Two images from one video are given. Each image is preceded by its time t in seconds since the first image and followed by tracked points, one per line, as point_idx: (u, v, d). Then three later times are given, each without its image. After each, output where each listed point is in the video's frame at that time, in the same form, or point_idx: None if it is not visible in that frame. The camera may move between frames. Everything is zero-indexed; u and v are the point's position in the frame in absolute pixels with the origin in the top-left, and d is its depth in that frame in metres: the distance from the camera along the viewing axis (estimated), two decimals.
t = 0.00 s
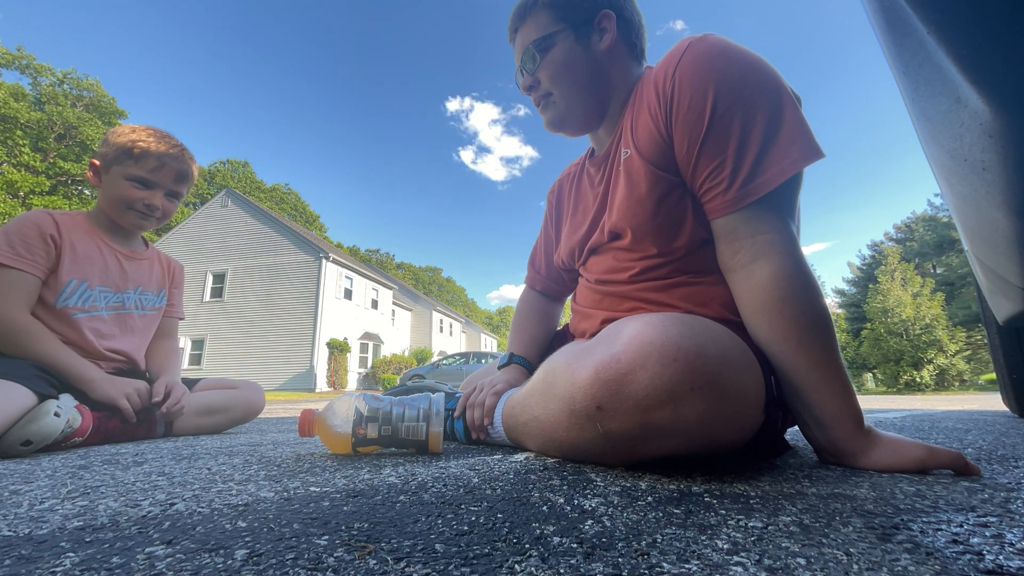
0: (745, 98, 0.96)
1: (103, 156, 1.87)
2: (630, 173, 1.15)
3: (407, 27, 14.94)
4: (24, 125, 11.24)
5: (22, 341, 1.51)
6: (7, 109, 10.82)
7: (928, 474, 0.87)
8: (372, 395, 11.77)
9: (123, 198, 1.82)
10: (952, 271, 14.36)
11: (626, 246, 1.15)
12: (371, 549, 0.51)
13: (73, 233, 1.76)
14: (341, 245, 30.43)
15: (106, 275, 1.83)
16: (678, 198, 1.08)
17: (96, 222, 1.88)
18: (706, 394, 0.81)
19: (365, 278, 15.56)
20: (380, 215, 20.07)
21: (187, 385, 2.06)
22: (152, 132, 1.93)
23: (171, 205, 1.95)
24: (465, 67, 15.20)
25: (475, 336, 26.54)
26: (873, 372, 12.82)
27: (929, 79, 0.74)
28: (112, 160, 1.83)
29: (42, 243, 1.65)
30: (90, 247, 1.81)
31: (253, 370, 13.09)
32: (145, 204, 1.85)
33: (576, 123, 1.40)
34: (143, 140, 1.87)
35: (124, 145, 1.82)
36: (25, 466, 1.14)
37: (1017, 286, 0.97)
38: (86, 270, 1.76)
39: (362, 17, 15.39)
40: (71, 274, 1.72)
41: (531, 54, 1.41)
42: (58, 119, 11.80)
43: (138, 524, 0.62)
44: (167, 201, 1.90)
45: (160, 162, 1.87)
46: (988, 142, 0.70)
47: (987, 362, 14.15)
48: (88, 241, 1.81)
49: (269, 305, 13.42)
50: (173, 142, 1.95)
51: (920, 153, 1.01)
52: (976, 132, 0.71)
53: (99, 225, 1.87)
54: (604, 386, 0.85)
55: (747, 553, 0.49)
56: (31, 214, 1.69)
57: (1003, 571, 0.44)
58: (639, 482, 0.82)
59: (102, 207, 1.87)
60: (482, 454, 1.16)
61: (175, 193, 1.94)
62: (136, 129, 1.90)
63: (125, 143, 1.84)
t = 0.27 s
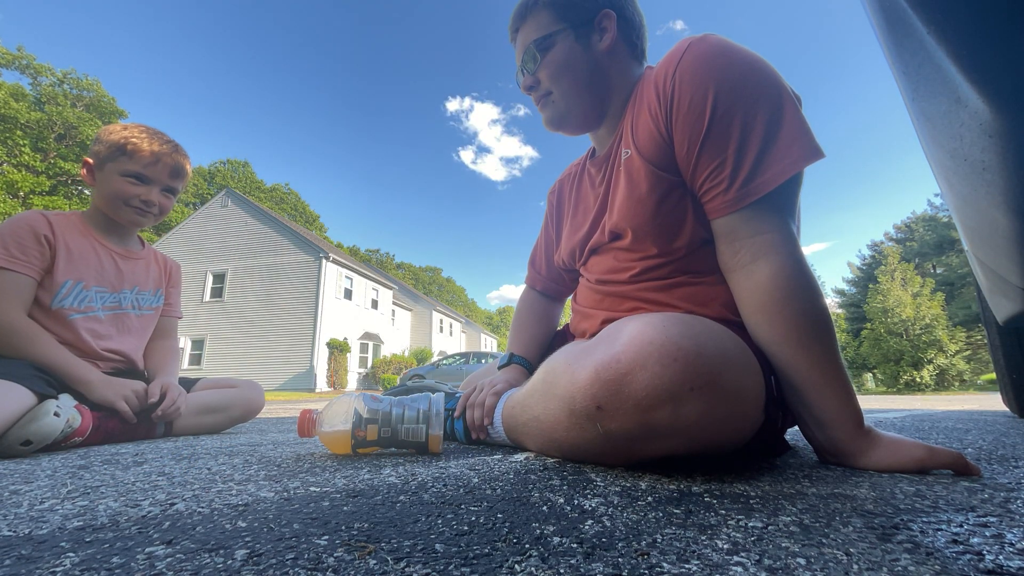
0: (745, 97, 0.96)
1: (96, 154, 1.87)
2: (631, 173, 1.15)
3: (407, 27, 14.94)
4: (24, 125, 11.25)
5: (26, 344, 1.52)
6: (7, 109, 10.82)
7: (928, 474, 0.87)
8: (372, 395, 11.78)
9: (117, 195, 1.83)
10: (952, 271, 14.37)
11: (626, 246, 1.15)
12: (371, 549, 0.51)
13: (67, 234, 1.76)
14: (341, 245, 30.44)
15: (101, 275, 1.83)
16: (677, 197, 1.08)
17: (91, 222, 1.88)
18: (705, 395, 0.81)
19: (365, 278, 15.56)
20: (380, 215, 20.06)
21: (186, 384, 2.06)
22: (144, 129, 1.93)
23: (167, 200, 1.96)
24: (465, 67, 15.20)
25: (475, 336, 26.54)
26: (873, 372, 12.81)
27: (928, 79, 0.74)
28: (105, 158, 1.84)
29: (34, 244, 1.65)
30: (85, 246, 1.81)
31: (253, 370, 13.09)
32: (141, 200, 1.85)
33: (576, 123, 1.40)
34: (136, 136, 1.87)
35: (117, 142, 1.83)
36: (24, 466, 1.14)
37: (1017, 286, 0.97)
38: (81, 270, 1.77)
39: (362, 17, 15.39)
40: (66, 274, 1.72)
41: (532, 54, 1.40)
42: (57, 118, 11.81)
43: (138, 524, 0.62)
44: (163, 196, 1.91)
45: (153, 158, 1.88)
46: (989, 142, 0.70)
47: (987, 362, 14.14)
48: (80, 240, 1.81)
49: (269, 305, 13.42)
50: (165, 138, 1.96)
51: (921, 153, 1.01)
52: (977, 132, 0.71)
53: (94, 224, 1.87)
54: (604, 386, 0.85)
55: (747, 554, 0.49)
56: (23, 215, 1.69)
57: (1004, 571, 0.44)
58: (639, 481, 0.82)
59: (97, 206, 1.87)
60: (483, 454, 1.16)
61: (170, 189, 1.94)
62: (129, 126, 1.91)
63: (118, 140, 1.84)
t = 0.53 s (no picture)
0: (748, 96, 0.96)
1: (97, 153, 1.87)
2: (633, 171, 1.15)
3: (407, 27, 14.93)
4: (24, 125, 11.24)
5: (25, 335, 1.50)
6: (7, 109, 10.82)
7: (928, 474, 0.87)
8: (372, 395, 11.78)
9: (120, 194, 1.83)
10: (952, 271, 14.39)
11: (627, 245, 1.16)
12: (371, 549, 0.51)
13: (68, 233, 1.76)
14: (341, 245, 30.45)
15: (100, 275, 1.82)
16: (678, 196, 1.08)
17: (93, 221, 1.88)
18: (704, 396, 0.81)
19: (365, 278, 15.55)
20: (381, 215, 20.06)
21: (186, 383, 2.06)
22: (144, 127, 1.94)
23: (169, 198, 1.96)
24: (466, 67, 15.20)
25: (475, 336, 26.55)
26: (873, 372, 12.80)
27: (928, 79, 0.74)
28: (108, 157, 1.84)
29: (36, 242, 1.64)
30: (86, 245, 1.81)
31: (253, 370, 13.09)
32: (144, 198, 1.86)
33: (579, 123, 1.40)
34: (136, 134, 1.88)
35: (118, 140, 1.84)
36: (25, 466, 1.14)
37: (1017, 286, 0.97)
38: (81, 271, 1.76)
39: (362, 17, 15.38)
40: (65, 276, 1.72)
41: (535, 53, 1.40)
42: (57, 118, 11.82)
43: (138, 524, 0.62)
44: (166, 193, 1.92)
45: (155, 155, 1.89)
46: (988, 142, 0.70)
47: (987, 362, 14.14)
48: (81, 239, 1.80)
49: (270, 305, 13.42)
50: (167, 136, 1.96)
51: (921, 154, 1.01)
52: (976, 132, 0.71)
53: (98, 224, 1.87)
54: (603, 387, 0.85)
55: (747, 554, 0.49)
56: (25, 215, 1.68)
57: (1005, 571, 0.44)
58: (639, 482, 0.82)
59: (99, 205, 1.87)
60: (483, 454, 1.16)
61: (173, 186, 1.95)
62: (130, 124, 1.91)
63: (118, 139, 1.85)
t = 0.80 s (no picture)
0: (770, 92, 0.97)
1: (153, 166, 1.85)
2: (647, 166, 1.14)
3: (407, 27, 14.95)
4: (24, 125, 11.24)
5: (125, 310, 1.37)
6: (7, 109, 10.81)
7: (928, 474, 0.87)
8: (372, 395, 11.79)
9: (178, 204, 1.81)
10: (952, 271, 14.41)
11: (637, 238, 1.15)
12: (371, 549, 0.51)
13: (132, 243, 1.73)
14: (341, 245, 30.45)
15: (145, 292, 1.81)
16: (694, 190, 1.08)
17: (150, 232, 1.85)
18: (704, 395, 0.81)
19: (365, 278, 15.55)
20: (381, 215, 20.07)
21: (187, 385, 2.06)
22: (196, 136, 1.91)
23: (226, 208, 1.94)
24: (466, 67, 15.19)
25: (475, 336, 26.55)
26: (873, 372, 12.80)
27: (930, 79, 0.74)
28: (164, 167, 1.82)
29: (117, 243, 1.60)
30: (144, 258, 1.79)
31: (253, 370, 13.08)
32: (203, 209, 1.84)
33: (591, 120, 1.40)
34: (192, 144, 1.85)
35: (175, 152, 1.81)
36: (25, 466, 1.14)
37: (1016, 286, 0.97)
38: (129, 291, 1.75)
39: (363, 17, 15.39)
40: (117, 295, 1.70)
41: (549, 48, 1.39)
42: (58, 118, 11.82)
43: (138, 524, 0.62)
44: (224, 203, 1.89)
45: (211, 163, 1.86)
46: (990, 142, 0.70)
47: (987, 362, 14.16)
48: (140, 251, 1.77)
49: (270, 305, 13.42)
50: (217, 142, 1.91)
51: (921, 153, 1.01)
52: (977, 133, 0.71)
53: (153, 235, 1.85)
54: (603, 386, 0.85)
55: (747, 553, 0.49)
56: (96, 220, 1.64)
57: (1002, 571, 0.44)
58: (638, 482, 0.82)
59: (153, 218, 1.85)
60: (482, 454, 1.16)
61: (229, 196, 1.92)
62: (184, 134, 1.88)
63: (175, 150, 1.82)
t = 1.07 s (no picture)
0: (796, 88, 0.96)
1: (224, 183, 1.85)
2: (667, 159, 1.14)
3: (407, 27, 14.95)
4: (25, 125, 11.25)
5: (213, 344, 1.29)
6: (7, 109, 10.82)
7: (928, 474, 0.87)
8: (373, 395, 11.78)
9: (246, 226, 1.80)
10: (952, 271, 14.40)
11: (652, 233, 1.15)
12: (371, 549, 0.51)
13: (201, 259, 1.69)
14: (342, 245, 30.46)
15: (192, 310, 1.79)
16: (714, 185, 1.08)
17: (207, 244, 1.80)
18: (707, 394, 0.81)
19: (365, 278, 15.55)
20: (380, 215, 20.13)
21: (187, 386, 2.05)
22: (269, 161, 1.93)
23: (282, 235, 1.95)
24: (467, 67, 15.18)
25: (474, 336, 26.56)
26: (873, 372, 12.80)
27: (931, 79, 0.75)
28: (238, 188, 1.82)
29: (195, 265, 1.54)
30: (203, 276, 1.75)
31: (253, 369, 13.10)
32: (264, 236, 1.84)
33: (606, 117, 1.39)
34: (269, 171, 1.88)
35: (250, 174, 1.83)
36: (25, 466, 1.14)
37: (1016, 286, 0.97)
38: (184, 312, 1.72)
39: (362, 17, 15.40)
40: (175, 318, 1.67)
41: (569, 45, 1.39)
42: (58, 118, 11.84)
43: (137, 524, 0.62)
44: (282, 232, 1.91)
45: (282, 191, 1.88)
46: (989, 142, 0.70)
47: (987, 362, 14.15)
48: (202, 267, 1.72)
49: (270, 305, 13.43)
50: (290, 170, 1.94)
51: (922, 153, 1.01)
52: (977, 132, 0.71)
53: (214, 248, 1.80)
54: (608, 384, 0.85)
55: (747, 554, 0.49)
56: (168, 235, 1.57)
57: (1001, 571, 0.44)
58: (638, 482, 0.82)
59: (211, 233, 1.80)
60: (483, 454, 1.16)
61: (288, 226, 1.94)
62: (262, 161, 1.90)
63: (251, 172, 1.85)
